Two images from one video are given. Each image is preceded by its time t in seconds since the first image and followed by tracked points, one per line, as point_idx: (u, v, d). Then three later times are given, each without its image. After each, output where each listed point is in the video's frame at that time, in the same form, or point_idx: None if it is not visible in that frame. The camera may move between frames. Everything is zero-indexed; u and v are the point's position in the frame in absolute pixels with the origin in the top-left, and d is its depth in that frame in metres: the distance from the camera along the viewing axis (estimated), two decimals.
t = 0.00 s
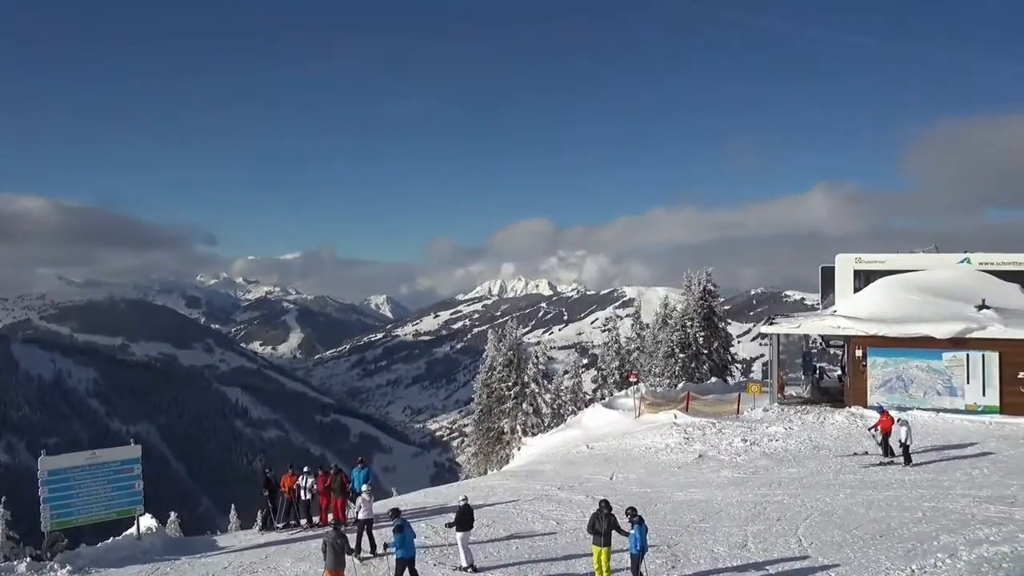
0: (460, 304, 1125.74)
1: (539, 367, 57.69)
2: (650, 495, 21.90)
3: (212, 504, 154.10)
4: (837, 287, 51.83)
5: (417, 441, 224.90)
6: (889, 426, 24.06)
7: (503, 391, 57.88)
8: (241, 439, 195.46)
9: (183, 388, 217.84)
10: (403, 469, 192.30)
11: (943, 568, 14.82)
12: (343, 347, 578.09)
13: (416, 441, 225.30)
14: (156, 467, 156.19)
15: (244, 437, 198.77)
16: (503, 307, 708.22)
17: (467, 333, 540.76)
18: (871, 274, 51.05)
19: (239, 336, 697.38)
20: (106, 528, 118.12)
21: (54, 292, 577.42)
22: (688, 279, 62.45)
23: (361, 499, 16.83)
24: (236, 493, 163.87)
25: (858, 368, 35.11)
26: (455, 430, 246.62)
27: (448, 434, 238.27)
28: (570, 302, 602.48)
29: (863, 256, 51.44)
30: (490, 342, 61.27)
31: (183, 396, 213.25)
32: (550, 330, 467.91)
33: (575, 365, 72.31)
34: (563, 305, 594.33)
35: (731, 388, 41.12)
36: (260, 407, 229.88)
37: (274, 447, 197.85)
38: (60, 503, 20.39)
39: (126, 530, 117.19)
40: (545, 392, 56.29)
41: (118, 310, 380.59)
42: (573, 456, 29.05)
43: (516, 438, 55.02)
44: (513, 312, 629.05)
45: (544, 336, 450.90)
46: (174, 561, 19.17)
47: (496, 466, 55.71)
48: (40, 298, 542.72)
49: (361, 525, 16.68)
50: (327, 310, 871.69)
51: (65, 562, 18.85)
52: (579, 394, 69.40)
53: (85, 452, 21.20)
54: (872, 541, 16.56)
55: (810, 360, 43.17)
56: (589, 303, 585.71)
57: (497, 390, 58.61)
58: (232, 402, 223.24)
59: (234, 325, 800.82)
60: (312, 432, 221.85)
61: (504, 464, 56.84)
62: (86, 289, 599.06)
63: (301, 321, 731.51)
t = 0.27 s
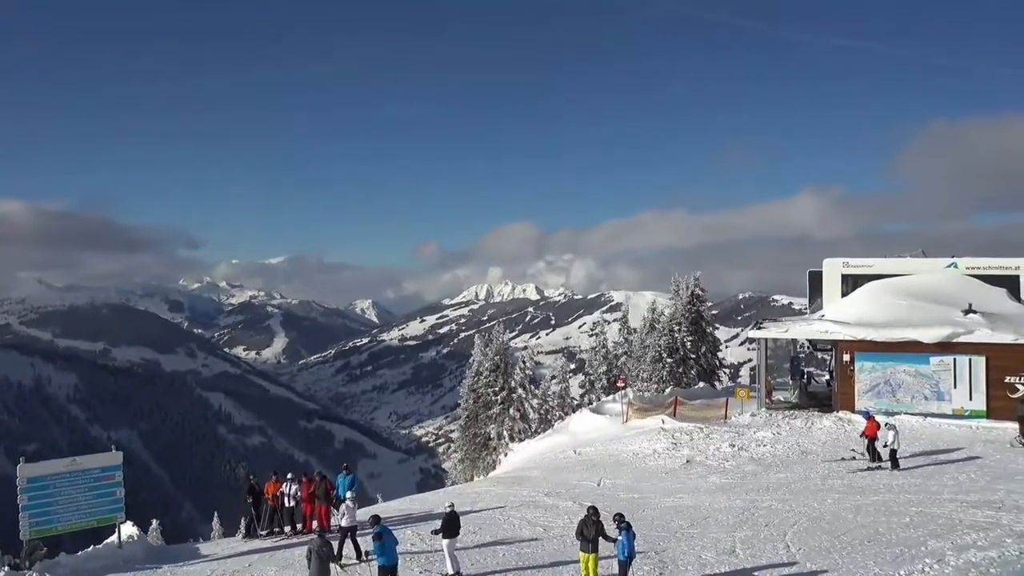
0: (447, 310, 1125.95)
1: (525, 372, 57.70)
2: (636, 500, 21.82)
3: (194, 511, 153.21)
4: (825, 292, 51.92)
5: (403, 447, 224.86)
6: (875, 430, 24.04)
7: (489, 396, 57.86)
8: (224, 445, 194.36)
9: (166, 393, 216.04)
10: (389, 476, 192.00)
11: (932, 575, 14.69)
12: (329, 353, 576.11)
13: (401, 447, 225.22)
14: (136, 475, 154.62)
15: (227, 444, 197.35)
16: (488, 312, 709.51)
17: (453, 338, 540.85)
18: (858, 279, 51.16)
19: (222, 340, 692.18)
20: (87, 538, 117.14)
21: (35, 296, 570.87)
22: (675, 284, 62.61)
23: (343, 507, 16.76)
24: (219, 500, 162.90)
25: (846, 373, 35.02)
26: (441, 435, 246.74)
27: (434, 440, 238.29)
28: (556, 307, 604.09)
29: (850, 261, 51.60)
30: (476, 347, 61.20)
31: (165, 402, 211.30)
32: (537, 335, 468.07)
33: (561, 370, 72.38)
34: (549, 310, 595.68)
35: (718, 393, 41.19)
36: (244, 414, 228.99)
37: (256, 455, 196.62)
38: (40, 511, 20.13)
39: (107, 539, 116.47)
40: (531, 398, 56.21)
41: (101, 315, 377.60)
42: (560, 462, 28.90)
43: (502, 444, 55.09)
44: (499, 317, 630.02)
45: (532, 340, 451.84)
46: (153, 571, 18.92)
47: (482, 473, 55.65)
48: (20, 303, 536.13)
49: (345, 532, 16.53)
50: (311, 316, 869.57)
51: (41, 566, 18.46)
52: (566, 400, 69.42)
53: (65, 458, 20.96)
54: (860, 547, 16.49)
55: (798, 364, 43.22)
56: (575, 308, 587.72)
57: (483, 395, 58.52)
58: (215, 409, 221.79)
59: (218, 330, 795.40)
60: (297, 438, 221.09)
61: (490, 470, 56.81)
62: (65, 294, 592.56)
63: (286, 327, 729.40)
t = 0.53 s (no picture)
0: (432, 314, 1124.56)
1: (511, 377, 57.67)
2: (621, 505, 21.84)
3: (177, 518, 152.03)
4: (808, 296, 52.30)
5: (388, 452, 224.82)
6: (857, 435, 24.23)
7: (474, 401, 57.81)
8: (208, 451, 193.10)
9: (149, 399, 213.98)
10: (374, 481, 191.57)
11: None
12: (313, 357, 573.14)
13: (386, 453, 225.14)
14: (119, 481, 153.12)
15: (209, 449, 195.99)
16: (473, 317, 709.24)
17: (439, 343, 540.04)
18: (841, 283, 51.61)
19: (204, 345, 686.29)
20: (68, 544, 115.60)
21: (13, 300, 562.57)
22: (660, 289, 62.83)
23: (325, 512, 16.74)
24: (202, 507, 161.70)
25: (829, 378, 35.41)
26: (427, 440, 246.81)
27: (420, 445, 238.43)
28: (541, 312, 605.00)
29: (833, 265, 51.96)
30: (462, 351, 61.17)
31: (148, 407, 209.19)
32: (523, 340, 468.12)
33: (547, 375, 72.46)
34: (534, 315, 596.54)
35: (704, 398, 41.33)
36: (228, 419, 227.57)
37: (239, 461, 195.54)
38: (20, 518, 19.95)
39: (87, 546, 115.17)
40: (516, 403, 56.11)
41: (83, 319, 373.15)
42: (545, 467, 28.92)
43: (487, 449, 54.94)
44: (485, 322, 629.97)
45: (517, 345, 452.36)
46: None
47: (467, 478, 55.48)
48: None
49: (328, 539, 16.49)
50: (295, 320, 864.99)
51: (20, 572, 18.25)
52: (551, 405, 69.53)
53: (48, 465, 20.85)
54: (842, 550, 16.58)
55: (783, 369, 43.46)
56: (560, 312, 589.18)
57: (468, 400, 58.42)
58: (199, 414, 220.17)
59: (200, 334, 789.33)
60: (281, 444, 220.12)
61: (475, 475, 56.65)
62: (44, 298, 584.22)
63: (269, 332, 724.94)
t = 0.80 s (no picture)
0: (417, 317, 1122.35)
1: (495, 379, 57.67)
2: (605, 507, 21.89)
3: (160, 522, 150.96)
4: (791, 299, 52.65)
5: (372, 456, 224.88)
6: (838, 437, 24.42)
7: (458, 404, 57.79)
8: (190, 455, 191.78)
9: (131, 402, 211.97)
10: (359, 484, 191.12)
11: None
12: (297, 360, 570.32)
13: (370, 456, 225.07)
14: (100, 485, 151.71)
15: (192, 452, 194.74)
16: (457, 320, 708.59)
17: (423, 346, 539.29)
18: (823, 286, 51.99)
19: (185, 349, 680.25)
20: (49, 550, 114.17)
21: None
22: (645, 291, 63.07)
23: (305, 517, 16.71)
24: (185, 511, 160.66)
25: (812, 380, 35.62)
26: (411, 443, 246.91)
27: (404, 448, 238.46)
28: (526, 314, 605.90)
29: (816, 268, 52.35)
30: (446, 354, 61.13)
31: (130, 410, 207.16)
32: (507, 342, 468.26)
33: (532, 378, 72.57)
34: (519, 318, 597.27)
35: (688, 401, 41.46)
36: (211, 422, 226.13)
37: (222, 464, 194.48)
38: None
39: (68, 551, 114.05)
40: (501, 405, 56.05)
41: (64, 321, 368.81)
42: (528, 469, 28.93)
43: (471, 452, 54.89)
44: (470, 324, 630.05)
45: (503, 348, 452.89)
46: None
47: (451, 481, 55.36)
48: None
49: (309, 543, 16.45)
50: (279, 323, 860.43)
51: None
52: (536, 407, 69.66)
53: (28, 469, 20.68)
54: (825, 552, 16.68)
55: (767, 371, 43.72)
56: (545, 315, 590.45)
57: (453, 403, 58.35)
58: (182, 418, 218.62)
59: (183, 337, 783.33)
60: (265, 448, 219.13)
61: (459, 478, 56.56)
62: (22, 300, 575.85)
63: (252, 335, 720.49)
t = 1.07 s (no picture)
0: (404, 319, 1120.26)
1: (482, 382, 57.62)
2: (592, 509, 21.91)
3: (144, 526, 150.02)
4: (777, 301, 52.93)
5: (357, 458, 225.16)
6: (822, 439, 24.56)
7: (444, 406, 57.63)
8: (175, 458, 190.71)
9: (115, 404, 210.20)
10: (345, 486, 190.76)
11: None
12: (282, 363, 567.48)
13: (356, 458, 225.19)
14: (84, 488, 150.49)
15: (177, 455, 193.69)
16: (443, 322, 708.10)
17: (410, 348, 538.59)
18: (808, 288, 52.27)
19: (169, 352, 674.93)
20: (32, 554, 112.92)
21: None
22: (631, 293, 63.25)
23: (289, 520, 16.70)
24: (170, 514, 159.71)
25: (797, 382, 35.79)
26: (397, 445, 247.05)
27: (390, 450, 238.54)
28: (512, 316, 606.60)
29: (801, 270, 52.60)
30: (432, 356, 61.14)
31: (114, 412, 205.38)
32: (494, 344, 468.82)
33: (518, 380, 72.61)
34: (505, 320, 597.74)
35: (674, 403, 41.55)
36: (196, 425, 224.85)
37: (206, 467, 193.59)
38: None
39: (51, 555, 113.01)
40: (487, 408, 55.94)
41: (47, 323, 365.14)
42: (515, 472, 28.93)
43: (458, 454, 54.76)
44: (456, 327, 629.94)
45: (490, 349, 453.32)
46: None
47: (438, 483, 55.23)
48: None
49: (294, 546, 16.43)
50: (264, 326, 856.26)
51: None
52: (522, 409, 69.76)
53: (11, 473, 20.57)
54: (810, 553, 16.76)
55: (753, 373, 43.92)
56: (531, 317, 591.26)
57: (439, 406, 58.24)
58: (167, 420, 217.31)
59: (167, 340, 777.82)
60: (251, 450, 218.31)
61: (445, 481, 56.45)
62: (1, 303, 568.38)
63: (237, 338, 716.51)
